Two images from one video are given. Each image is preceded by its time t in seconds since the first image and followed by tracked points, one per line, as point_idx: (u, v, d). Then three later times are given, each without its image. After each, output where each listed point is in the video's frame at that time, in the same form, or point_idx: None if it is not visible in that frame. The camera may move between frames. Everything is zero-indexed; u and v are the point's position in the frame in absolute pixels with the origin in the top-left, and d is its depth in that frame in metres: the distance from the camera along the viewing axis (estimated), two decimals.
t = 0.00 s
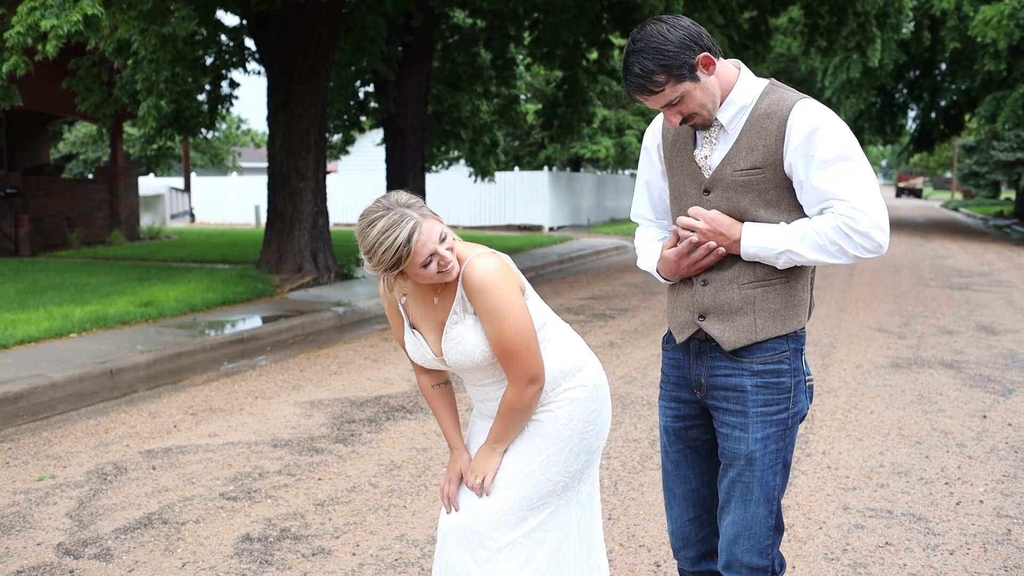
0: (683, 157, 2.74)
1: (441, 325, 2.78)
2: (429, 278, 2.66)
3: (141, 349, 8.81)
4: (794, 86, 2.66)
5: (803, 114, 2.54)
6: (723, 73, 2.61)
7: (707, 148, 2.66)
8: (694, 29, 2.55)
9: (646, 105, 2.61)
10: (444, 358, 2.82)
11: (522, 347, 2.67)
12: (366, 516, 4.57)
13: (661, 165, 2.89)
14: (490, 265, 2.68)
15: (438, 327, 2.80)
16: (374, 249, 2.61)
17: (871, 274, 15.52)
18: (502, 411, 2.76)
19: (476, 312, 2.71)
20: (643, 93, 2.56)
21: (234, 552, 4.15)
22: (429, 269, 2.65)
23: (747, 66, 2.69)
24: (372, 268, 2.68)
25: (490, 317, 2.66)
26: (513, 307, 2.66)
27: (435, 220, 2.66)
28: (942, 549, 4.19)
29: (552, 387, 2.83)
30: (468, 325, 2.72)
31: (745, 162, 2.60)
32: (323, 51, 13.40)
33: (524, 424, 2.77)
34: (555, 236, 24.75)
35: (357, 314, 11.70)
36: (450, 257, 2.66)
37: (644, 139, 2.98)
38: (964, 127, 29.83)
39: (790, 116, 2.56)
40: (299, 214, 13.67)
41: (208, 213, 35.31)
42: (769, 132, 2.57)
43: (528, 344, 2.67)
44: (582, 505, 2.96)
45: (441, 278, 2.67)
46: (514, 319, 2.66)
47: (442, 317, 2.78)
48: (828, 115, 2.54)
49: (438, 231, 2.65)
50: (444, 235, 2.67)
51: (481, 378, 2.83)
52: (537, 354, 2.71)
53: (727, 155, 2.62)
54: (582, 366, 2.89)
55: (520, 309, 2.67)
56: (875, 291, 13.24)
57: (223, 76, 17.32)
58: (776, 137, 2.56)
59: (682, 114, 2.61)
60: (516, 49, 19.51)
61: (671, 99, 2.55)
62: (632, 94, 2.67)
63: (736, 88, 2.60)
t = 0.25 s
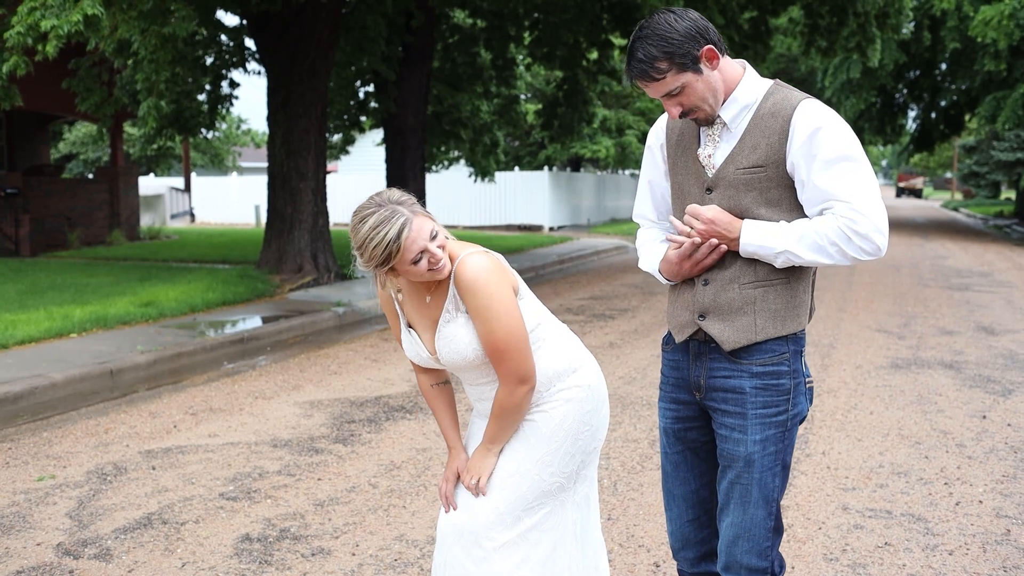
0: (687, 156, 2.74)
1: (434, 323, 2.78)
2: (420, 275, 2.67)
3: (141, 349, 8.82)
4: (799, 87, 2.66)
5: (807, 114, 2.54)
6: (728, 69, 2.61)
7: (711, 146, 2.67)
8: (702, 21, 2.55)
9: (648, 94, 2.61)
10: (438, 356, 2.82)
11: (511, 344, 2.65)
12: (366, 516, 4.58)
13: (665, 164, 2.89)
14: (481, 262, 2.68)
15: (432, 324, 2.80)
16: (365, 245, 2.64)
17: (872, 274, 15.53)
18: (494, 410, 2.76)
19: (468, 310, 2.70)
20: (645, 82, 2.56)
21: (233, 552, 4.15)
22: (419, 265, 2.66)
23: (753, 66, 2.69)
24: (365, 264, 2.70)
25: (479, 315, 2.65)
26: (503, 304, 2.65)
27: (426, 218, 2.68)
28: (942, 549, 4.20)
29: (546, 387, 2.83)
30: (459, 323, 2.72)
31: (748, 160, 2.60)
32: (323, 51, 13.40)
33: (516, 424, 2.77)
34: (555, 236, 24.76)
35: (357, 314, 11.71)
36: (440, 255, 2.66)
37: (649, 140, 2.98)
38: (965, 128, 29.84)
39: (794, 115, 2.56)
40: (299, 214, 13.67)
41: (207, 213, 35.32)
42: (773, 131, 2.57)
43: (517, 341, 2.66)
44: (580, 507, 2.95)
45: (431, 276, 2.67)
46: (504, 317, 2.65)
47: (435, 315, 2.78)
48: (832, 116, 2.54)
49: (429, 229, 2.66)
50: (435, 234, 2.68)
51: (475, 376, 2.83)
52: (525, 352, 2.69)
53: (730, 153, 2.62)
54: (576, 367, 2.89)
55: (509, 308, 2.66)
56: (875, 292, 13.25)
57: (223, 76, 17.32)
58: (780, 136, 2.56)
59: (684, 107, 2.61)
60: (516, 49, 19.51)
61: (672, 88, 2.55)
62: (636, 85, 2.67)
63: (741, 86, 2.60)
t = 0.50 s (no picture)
0: (691, 154, 2.74)
1: (428, 324, 2.78)
2: (411, 277, 2.67)
3: (140, 349, 8.82)
4: (804, 87, 2.65)
5: (813, 113, 2.53)
6: (735, 65, 2.61)
7: (714, 144, 2.66)
8: (712, 16, 2.55)
9: (651, 84, 2.61)
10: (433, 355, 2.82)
11: (504, 343, 2.65)
12: (365, 516, 4.58)
13: (668, 162, 2.89)
14: (474, 261, 2.67)
15: (426, 324, 2.80)
16: (357, 247, 2.64)
17: (871, 274, 15.53)
18: (489, 410, 2.75)
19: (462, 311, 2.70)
20: (650, 71, 2.56)
21: (232, 552, 4.15)
22: (411, 267, 2.65)
23: (760, 65, 2.69)
24: (358, 266, 2.70)
25: (473, 314, 2.65)
26: (496, 301, 2.64)
27: (419, 220, 2.67)
28: (940, 549, 4.20)
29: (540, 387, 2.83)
30: (453, 323, 2.71)
31: (752, 159, 2.59)
32: (323, 50, 13.40)
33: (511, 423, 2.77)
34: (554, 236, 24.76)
35: (356, 315, 11.71)
36: (433, 256, 2.66)
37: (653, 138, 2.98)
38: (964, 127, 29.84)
39: (799, 116, 2.55)
40: (298, 214, 13.68)
41: (207, 213, 35.31)
42: (777, 130, 2.56)
43: (511, 337, 2.65)
44: (577, 505, 2.96)
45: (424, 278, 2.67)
46: (498, 315, 2.64)
47: (430, 315, 2.77)
48: (837, 116, 2.53)
49: (421, 230, 2.65)
50: (428, 235, 2.68)
51: (470, 376, 2.83)
52: (520, 350, 2.68)
53: (734, 152, 2.62)
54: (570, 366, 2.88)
55: (504, 306, 2.65)
56: (874, 292, 13.25)
57: (222, 76, 17.32)
58: (784, 136, 2.56)
59: (686, 100, 2.61)
60: (515, 49, 19.50)
61: (675, 77, 2.54)
62: (641, 76, 2.67)
63: (747, 85, 2.60)
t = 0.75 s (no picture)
0: (695, 152, 2.73)
1: (426, 320, 2.78)
2: (410, 272, 2.67)
3: (139, 349, 8.81)
4: (810, 88, 2.64)
5: (818, 116, 2.52)
6: (743, 64, 2.61)
7: (719, 143, 2.66)
8: (720, 13, 2.55)
9: (658, 79, 2.61)
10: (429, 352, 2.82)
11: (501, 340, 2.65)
12: (363, 516, 4.58)
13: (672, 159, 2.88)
14: (472, 257, 2.67)
15: (423, 319, 2.80)
16: (356, 241, 2.64)
17: (869, 274, 15.53)
18: (485, 408, 2.75)
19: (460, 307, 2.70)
20: (657, 67, 2.56)
21: (231, 552, 4.15)
22: (410, 261, 2.65)
23: (767, 65, 2.68)
24: (356, 260, 2.71)
25: (470, 310, 2.65)
26: (494, 298, 2.64)
27: (419, 214, 2.67)
28: (939, 548, 4.20)
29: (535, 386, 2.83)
30: (450, 319, 2.71)
31: (755, 159, 2.58)
32: (321, 50, 13.40)
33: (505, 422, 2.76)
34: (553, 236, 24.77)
35: (355, 314, 11.71)
36: (432, 250, 2.66)
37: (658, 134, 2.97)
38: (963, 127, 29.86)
39: (803, 117, 2.55)
40: (297, 214, 13.68)
41: (205, 213, 35.30)
42: (781, 131, 2.55)
43: (508, 334, 2.65)
44: (573, 505, 2.95)
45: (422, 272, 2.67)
46: (495, 311, 2.64)
47: (427, 310, 2.77)
48: (842, 120, 2.52)
49: (421, 224, 2.66)
50: (427, 230, 2.68)
51: (466, 373, 2.83)
52: (517, 346, 2.68)
53: (738, 151, 2.61)
54: (565, 366, 2.88)
55: (501, 303, 2.65)
56: (873, 292, 13.25)
57: (220, 76, 17.30)
58: (788, 137, 2.55)
59: (692, 98, 2.60)
60: (514, 49, 19.50)
61: (681, 74, 2.54)
62: (647, 71, 2.67)
63: (754, 84, 2.59)
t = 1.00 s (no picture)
0: (698, 151, 2.73)
1: (425, 305, 2.78)
2: (415, 253, 2.66)
3: (137, 349, 8.81)
4: (816, 91, 2.64)
5: (821, 118, 2.52)
6: (749, 65, 2.60)
7: (722, 143, 2.66)
8: (725, 15, 2.55)
9: (662, 83, 2.61)
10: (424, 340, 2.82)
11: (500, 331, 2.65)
12: (362, 516, 4.57)
13: (675, 158, 2.87)
14: (478, 244, 2.67)
15: (422, 305, 2.80)
16: (365, 216, 2.62)
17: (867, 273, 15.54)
18: (479, 402, 2.74)
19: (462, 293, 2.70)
20: (662, 70, 2.56)
21: (229, 552, 4.15)
22: (417, 243, 2.65)
23: (772, 66, 2.68)
24: (362, 237, 2.69)
25: (472, 297, 2.65)
26: (496, 289, 2.65)
27: (429, 196, 2.67)
28: (937, 548, 4.20)
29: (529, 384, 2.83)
30: (451, 306, 2.72)
31: (757, 160, 2.58)
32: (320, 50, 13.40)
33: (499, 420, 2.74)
34: (551, 235, 24.75)
35: (353, 314, 11.70)
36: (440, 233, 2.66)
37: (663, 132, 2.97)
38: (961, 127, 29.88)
39: (807, 119, 2.54)
40: (295, 214, 13.67)
41: (203, 213, 35.29)
42: (784, 133, 2.55)
43: (508, 326, 2.65)
44: (569, 505, 2.96)
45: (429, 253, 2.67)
46: (497, 302, 2.64)
47: (427, 295, 2.78)
48: (844, 123, 2.52)
49: (429, 205, 2.65)
50: (436, 212, 2.68)
51: (461, 364, 2.83)
52: (515, 339, 2.69)
53: (741, 152, 2.61)
54: (558, 364, 2.88)
55: (503, 294, 2.65)
56: (871, 292, 13.26)
57: (219, 75, 17.29)
58: (790, 139, 2.55)
59: (698, 100, 2.60)
60: (512, 49, 19.50)
61: (688, 77, 2.54)
62: (653, 72, 2.66)
63: (758, 85, 2.59)
